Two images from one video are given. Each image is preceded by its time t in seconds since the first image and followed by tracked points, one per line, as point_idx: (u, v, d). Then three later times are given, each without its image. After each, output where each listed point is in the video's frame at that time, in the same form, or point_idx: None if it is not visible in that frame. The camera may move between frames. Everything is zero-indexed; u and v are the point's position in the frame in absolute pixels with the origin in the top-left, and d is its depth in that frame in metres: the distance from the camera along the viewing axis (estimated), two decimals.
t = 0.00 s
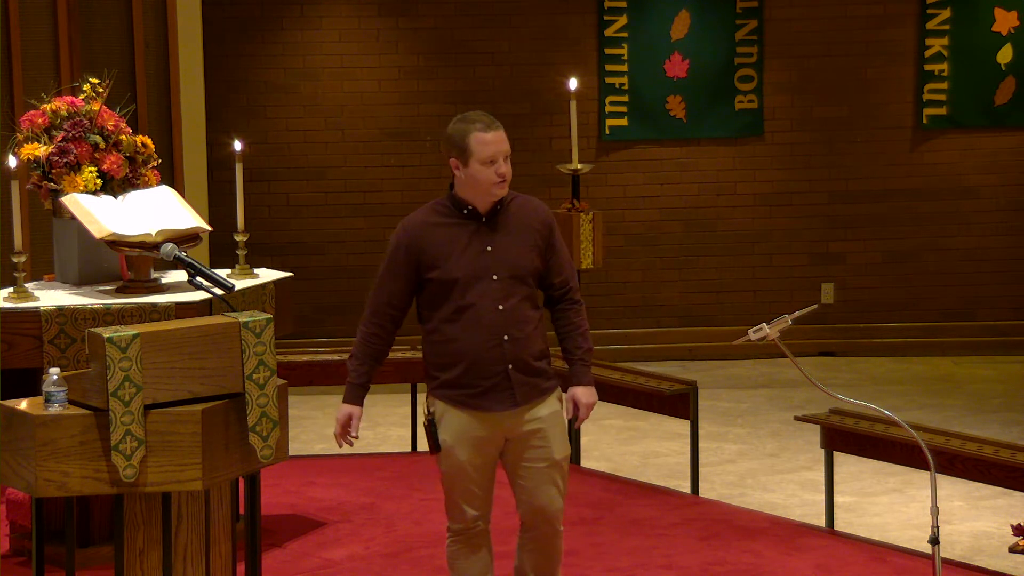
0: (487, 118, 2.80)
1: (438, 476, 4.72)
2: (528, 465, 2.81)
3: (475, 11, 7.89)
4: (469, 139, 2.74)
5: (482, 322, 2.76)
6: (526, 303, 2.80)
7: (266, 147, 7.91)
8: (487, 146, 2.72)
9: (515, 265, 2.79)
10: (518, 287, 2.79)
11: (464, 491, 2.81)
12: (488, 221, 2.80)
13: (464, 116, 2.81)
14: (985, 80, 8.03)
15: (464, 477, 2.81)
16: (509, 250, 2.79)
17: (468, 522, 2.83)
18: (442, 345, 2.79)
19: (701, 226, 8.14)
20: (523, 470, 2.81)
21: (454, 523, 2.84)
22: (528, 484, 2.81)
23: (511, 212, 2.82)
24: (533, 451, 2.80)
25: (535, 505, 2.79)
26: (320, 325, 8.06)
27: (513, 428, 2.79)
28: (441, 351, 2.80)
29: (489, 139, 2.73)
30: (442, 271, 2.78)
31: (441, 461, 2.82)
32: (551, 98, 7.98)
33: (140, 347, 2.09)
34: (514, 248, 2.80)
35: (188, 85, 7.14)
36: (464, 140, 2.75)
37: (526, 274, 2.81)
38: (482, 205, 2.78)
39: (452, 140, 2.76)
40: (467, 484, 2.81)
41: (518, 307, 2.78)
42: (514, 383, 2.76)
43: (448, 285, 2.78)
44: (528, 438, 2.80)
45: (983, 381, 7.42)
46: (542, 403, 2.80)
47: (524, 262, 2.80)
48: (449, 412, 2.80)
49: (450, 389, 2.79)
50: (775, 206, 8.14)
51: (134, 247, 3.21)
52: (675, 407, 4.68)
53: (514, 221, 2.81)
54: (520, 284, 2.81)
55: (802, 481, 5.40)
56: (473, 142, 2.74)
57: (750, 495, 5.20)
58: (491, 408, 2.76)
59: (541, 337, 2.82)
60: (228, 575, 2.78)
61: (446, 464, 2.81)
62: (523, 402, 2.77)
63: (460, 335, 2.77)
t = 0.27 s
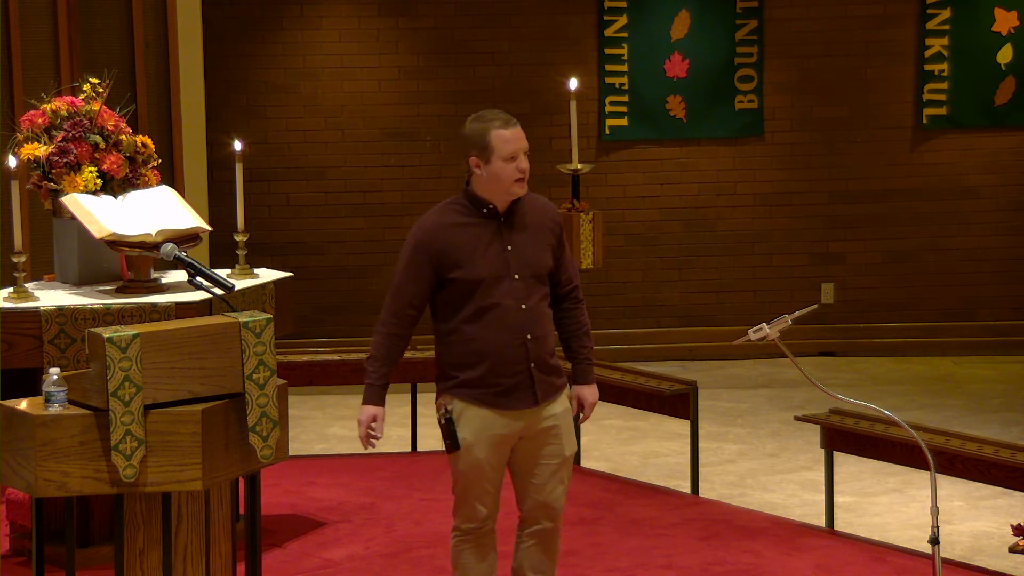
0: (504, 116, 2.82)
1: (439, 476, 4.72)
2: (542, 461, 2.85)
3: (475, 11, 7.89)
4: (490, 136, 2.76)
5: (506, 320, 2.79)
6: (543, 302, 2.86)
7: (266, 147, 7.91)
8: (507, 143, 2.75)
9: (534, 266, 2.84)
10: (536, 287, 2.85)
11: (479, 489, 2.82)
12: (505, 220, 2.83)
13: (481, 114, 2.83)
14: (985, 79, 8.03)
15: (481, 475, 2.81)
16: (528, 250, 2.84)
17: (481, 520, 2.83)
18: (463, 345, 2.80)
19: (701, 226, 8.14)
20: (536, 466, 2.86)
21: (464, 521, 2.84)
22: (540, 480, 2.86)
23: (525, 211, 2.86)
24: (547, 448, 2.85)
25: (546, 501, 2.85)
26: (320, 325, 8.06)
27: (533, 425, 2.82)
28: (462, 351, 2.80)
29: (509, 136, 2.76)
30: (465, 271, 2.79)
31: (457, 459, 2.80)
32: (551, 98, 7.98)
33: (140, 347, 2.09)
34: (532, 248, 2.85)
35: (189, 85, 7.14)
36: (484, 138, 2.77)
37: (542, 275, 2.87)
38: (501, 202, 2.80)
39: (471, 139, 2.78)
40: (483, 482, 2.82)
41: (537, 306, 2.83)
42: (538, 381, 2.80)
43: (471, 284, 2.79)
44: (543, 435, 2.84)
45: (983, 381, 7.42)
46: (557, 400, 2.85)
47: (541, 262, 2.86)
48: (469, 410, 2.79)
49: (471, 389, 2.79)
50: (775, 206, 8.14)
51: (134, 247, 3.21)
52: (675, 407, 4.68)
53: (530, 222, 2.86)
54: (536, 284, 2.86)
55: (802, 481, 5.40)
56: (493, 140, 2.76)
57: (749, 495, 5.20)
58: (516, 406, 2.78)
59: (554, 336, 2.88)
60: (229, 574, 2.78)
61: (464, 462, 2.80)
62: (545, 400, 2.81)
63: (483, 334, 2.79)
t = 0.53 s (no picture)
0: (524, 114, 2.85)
1: (439, 476, 4.72)
2: (548, 458, 2.87)
3: (475, 11, 7.89)
4: (512, 134, 2.78)
5: (526, 319, 2.79)
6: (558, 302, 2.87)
7: (266, 147, 7.91)
8: (530, 140, 2.77)
9: (552, 265, 2.85)
10: (553, 286, 2.86)
11: (490, 486, 2.80)
12: (524, 217, 2.83)
13: (500, 112, 2.85)
14: (985, 79, 8.03)
15: (493, 472, 2.79)
16: (547, 250, 2.84)
17: (491, 518, 2.81)
18: (482, 342, 2.79)
19: (701, 226, 8.14)
20: (542, 463, 2.87)
21: (473, 519, 2.82)
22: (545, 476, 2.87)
23: (541, 208, 2.87)
24: (555, 445, 2.86)
25: (551, 497, 2.87)
26: (320, 325, 8.06)
27: (545, 422, 2.82)
28: (481, 348, 2.79)
29: (531, 134, 2.78)
30: (487, 267, 2.78)
31: (470, 457, 2.78)
32: (551, 98, 7.98)
33: (140, 347, 2.09)
34: (550, 248, 2.86)
35: (189, 85, 7.15)
36: (506, 136, 2.78)
37: (559, 275, 2.88)
38: (522, 200, 2.81)
39: (493, 136, 2.80)
40: (495, 479, 2.80)
41: (553, 306, 2.84)
42: (552, 380, 2.81)
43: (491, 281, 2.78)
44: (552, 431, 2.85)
45: (983, 381, 7.42)
46: (567, 398, 2.87)
47: (559, 262, 2.87)
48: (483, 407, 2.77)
49: (487, 386, 2.78)
50: (775, 206, 8.14)
51: (134, 247, 3.21)
52: (675, 407, 4.68)
53: (548, 222, 2.87)
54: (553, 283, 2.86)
55: (802, 481, 5.40)
56: (516, 138, 2.78)
57: (749, 495, 5.20)
58: (531, 404, 2.78)
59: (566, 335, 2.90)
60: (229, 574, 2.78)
61: (478, 460, 2.78)
62: (558, 399, 2.82)
63: (503, 332, 2.78)
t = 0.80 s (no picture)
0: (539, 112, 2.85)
1: (439, 476, 4.72)
2: (555, 457, 2.86)
3: (475, 11, 7.89)
4: (527, 132, 2.78)
5: (536, 318, 2.79)
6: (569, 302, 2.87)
7: (266, 147, 7.91)
8: (544, 138, 2.78)
9: (564, 265, 2.85)
10: (564, 286, 2.86)
11: (499, 485, 2.79)
12: (537, 216, 2.84)
13: (515, 110, 2.85)
14: (985, 79, 8.03)
15: (503, 470, 2.79)
16: (559, 249, 2.85)
17: (500, 518, 2.80)
18: (494, 339, 2.79)
19: (701, 226, 8.14)
20: (550, 462, 2.87)
21: (481, 518, 2.81)
22: (552, 475, 2.87)
23: (554, 207, 2.87)
24: (563, 444, 2.86)
25: (557, 496, 2.87)
26: (320, 325, 8.06)
27: (554, 420, 2.83)
28: (492, 346, 2.79)
29: (546, 132, 2.78)
30: (501, 265, 2.78)
31: (479, 454, 2.77)
32: (551, 98, 7.98)
33: (140, 347, 2.09)
34: (563, 248, 2.86)
35: (189, 85, 7.15)
36: (521, 134, 2.79)
37: (570, 275, 2.88)
38: (536, 198, 2.82)
39: (507, 134, 2.80)
40: (504, 477, 2.79)
41: (564, 306, 2.84)
42: (561, 380, 2.81)
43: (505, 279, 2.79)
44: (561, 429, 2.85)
45: (983, 381, 7.42)
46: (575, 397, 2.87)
47: (571, 262, 2.87)
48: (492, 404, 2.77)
49: (496, 384, 2.77)
50: (775, 206, 8.14)
51: (134, 247, 3.21)
52: (675, 407, 4.68)
53: (561, 222, 2.88)
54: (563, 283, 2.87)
55: (802, 481, 5.40)
56: (530, 136, 2.78)
57: (749, 495, 5.20)
58: (540, 404, 2.78)
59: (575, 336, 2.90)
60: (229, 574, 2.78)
61: (487, 457, 2.77)
62: (566, 399, 2.82)
63: (514, 330, 2.79)
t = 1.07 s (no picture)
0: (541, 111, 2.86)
1: (439, 476, 4.72)
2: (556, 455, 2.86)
3: (475, 11, 7.89)
4: (530, 131, 2.79)
5: (538, 317, 2.79)
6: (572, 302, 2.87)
7: (266, 147, 7.91)
8: (547, 137, 2.78)
9: (566, 264, 2.86)
10: (566, 285, 2.86)
11: (503, 485, 2.78)
12: (539, 215, 2.84)
13: (517, 109, 2.86)
14: (986, 79, 8.03)
15: (508, 469, 2.78)
16: (562, 249, 2.85)
17: (504, 517, 2.79)
18: (496, 339, 2.79)
19: (701, 226, 8.14)
20: (551, 460, 2.87)
21: (485, 518, 2.80)
22: (553, 473, 2.87)
23: (556, 206, 2.88)
24: (564, 441, 2.86)
25: (557, 494, 2.87)
26: (320, 325, 8.06)
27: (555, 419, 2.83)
28: (494, 345, 2.79)
29: (549, 131, 2.78)
30: (503, 264, 2.78)
31: (484, 453, 2.77)
32: (551, 98, 7.98)
33: (140, 347, 2.09)
34: (565, 247, 2.86)
35: (189, 86, 7.15)
36: (524, 132, 2.79)
37: (572, 274, 2.88)
38: (539, 197, 2.82)
39: (510, 133, 2.80)
40: (509, 477, 2.79)
41: (566, 305, 2.84)
42: (563, 380, 2.81)
43: (507, 278, 2.79)
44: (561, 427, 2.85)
45: (983, 381, 7.42)
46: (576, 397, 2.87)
47: (573, 261, 2.87)
48: (495, 403, 2.77)
49: (498, 383, 2.77)
50: (775, 206, 8.14)
51: (134, 247, 3.21)
52: (675, 407, 4.68)
53: (563, 222, 2.88)
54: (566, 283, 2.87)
55: (802, 481, 5.40)
56: (533, 134, 2.79)
57: (749, 495, 5.20)
58: (542, 403, 2.78)
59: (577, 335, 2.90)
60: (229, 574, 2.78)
61: (492, 457, 2.76)
62: (567, 398, 2.82)
63: (516, 329, 2.79)
